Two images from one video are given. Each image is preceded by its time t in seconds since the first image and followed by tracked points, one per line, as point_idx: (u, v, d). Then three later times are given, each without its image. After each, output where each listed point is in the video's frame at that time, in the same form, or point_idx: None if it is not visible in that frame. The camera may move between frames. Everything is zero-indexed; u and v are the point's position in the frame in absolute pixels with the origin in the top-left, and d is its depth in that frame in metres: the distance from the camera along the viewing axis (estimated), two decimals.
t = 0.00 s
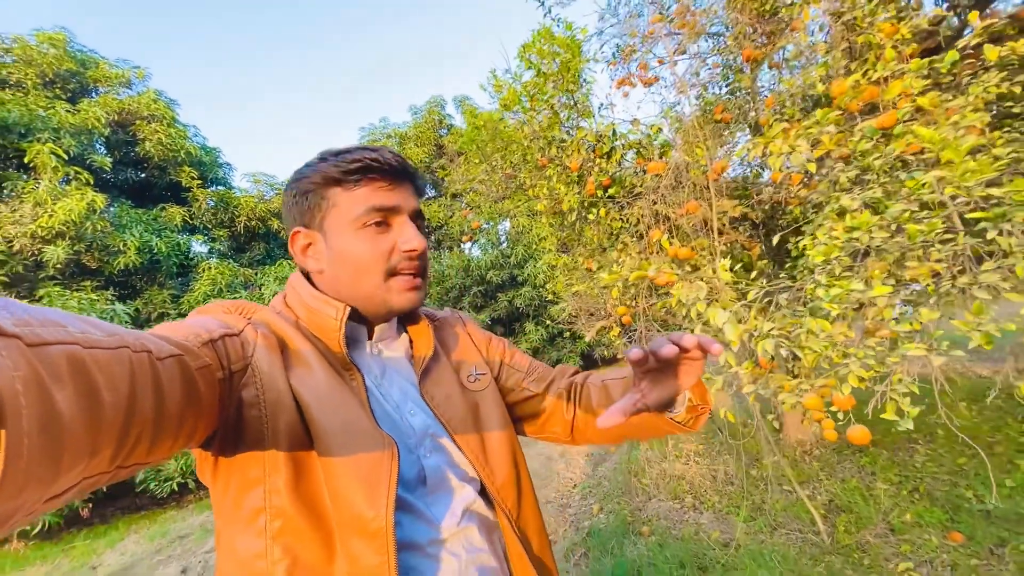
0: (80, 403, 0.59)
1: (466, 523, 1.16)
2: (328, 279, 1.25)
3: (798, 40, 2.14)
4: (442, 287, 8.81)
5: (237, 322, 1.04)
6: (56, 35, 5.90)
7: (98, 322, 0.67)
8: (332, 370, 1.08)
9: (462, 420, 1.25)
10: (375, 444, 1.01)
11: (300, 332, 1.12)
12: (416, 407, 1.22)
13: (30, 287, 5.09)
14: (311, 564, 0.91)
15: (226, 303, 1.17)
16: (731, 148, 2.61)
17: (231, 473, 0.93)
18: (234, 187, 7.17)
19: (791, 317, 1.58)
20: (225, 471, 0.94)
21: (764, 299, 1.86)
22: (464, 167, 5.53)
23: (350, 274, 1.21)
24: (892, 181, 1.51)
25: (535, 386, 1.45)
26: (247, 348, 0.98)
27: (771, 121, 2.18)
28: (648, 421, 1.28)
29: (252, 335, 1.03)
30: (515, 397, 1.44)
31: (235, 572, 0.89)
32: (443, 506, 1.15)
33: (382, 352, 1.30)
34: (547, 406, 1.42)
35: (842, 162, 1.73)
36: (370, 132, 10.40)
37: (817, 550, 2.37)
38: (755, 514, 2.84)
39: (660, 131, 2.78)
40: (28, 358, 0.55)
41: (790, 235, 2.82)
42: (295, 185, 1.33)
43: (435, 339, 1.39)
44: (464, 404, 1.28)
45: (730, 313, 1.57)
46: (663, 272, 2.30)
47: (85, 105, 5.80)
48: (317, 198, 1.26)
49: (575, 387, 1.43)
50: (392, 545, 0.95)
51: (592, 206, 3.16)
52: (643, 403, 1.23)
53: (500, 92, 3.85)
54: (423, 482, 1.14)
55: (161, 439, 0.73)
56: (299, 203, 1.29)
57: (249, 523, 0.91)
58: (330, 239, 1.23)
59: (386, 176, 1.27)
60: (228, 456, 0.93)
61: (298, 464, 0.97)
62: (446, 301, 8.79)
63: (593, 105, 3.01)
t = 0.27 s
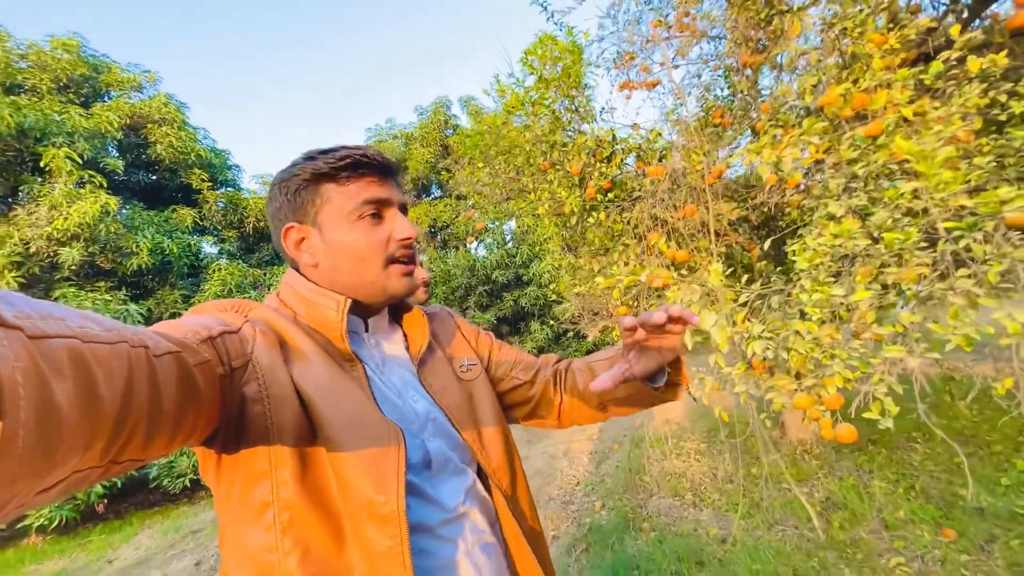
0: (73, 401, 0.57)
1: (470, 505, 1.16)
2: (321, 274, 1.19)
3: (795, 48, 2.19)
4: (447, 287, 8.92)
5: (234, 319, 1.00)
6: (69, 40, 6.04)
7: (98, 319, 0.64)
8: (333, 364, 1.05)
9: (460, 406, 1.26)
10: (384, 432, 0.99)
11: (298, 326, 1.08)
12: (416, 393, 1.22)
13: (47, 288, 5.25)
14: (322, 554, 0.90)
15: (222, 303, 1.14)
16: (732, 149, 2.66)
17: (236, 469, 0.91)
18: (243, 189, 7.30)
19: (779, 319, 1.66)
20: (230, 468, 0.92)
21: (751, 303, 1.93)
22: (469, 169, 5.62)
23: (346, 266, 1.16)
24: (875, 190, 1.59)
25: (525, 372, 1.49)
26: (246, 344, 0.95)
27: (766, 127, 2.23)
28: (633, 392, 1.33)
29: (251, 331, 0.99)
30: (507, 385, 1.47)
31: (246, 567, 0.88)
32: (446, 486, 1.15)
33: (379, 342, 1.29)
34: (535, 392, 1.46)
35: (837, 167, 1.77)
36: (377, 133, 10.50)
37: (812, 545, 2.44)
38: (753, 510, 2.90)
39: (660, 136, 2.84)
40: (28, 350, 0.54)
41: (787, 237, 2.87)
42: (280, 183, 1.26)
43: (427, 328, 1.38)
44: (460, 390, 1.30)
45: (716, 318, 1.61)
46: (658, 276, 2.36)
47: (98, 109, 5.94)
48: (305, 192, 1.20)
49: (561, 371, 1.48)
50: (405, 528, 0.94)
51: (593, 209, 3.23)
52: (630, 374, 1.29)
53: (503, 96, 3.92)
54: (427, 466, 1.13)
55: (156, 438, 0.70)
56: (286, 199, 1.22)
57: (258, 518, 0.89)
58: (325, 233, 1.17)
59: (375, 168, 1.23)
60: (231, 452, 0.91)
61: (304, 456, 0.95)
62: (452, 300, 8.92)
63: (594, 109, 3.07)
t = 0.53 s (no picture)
0: (75, 381, 0.54)
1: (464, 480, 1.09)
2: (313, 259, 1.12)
3: (795, 48, 2.21)
4: (454, 285, 8.99)
5: (220, 306, 0.93)
6: (84, 42, 6.16)
7: (92, 301, 0.61)
8: (324, 348, 0.99)
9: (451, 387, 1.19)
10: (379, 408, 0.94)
11: (286, 312, 1.02)
12: (409, 371, 1.14)
13: (62, 285, 5.39)
14: (321, 535, 0.86)
15: (200, 290, 1.06)
16: (737, 146, 2.71)
17: (228, 455, 0.86)
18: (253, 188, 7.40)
19: (777, 316, 1.71)
20: (223, 455, 0.87)
21: (750, 302, 1.96)
22: (475, 168, 5.67)
23: (341, 249, 1.10)
24: (869, 189, 1.61)
25: (508, 350, 1.48)
26: (235, 330, 0.88)
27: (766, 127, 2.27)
28: (616, 352, 1.39)
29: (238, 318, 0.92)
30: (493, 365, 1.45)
31: (246, 553, 0.84)
32: (442, 463, 1.07)
33: (368, 322, 1.21)
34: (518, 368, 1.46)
35: (836, 164, 1.80)
36: (385, 132, 10.58)
37: (813, 541, 2.48)
38: (754, 507, 2.91)
39: (662, 135, 2.86)
40: (32, 330, 0.50)
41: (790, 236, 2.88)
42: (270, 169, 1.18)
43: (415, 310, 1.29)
44: (450, 372, 1.22)
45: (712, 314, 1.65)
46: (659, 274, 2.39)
47: (112, 110, 6.06)
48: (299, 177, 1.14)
49: (545, 345, 1.49)
50: (405, 499, 0.89)
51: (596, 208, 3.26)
52: (617, 329, 1.36)
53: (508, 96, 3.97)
54: (422, 441, 1.06)
55: (148, 423, 0.66)
56: (272, 186, 1.15)
57: (253, 503, 0.85)
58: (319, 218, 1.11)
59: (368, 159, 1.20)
60: (224, 439, 0.86)
61: (298, 437, 0.89)
62: (459, 298, 9.00)
63: (598, 109, 3.10)
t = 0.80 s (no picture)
0: (37, 393, 0.54)
1: (449, 488, 1.08)
2: (316, 268, 1.06)
3: (805, 48, 2.19)
4: (464, 284, 9.02)
5: (195, 317, 0.90)
6: (101, 44, 6.28)
7: (60, 311, 0.60)
8: (303, 358, 0.96)
9: (435, 394, 1.16)
10: (357, 418, 0.92)
11: (263, 321, 0.98)
12: (390, 381, 1.11)
13: (79, 283, 5.51)
14: (299, 552, 0.83)
15: (173, 302, 1.00)
16: (748, 146, 2.70)
17: (201, 470, 0.83)
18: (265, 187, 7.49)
19: (783, 320, 1.69)
20: (196, 470, 0.83)
21: (758, 307, 1.93)
22: (484, 168, 5.68)
23: (350, 260, 1.07)
24: (878, 193, 1.59)
25: (492, 350, 1.45)
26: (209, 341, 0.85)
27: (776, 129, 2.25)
28: (601, 342, 1.44)
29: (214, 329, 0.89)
30: (477, 367, 1.42)
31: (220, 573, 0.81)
32: (425, 472, 1.05)
33: (350, 331, 1.17)
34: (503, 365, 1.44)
35: (845, 167, 1.77)
36: (395, 132, 10.63)
37: (821, 548, 2.45)
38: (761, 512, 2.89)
39: (670, 136, 2.84)
40: None
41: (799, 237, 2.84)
42: (266, 169, 1.09)
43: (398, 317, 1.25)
44: (432, 379, 1.18)
45: (715, 320, 1.68)
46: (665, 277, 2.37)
47: (127, 110, 6.17)
48: (308, 183, 1.07)
49: (529, 341, 1.48)
50: (385, 513, 0.88)
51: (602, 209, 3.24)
52: (605, 319, 1.43)
53: (516, 96, 3.97)
54: (405, 451, 1.04)
55: (112, 438, 0.64)
56: (272, 191, 1.06)
57: (228, 520, 0.81)
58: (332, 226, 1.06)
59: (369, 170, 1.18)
60: (197, 454, 0.83)
61: (276, 451, 0.86)
62: (468, 297, 9.02)
63: (606, 109, 3.09)
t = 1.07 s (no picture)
0: (25, 411, 0.55)
1: (445, 499, 1.06)
2: (309, 273, 1.05)
3: (822, 48, 2.13)
4: (476, 283, 9.05)
5: (189, 326, 0.88)
6: (124, 45, 6.42)
7: (53, 326, 0.62)
8: (300, 367, 0.94)
9: (430, 403, 1.15)
10: (354, 429, 0.91)
11: (260, 331, 0.96)
12: (387, 390, 1.10)
13: (101, 279, 5.65)
14: (295, 565, 0.82)
15: (169, 310, 0.96)
16: (764, 147, 2.66)
17: (196, 483, 0.81)
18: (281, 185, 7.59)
19: (796, 328, 1.66)
20: (191, 483, 0.82)
21: (772, 313, 1.89)
22: (497, 167, 5.69)
23: (343, 262, 1.06)
24: (896, 198, 1.55)
25: (483, 356, 1.49)
26: (204, 352, 0.84)
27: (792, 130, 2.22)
28: (565, 326, 1.43)
29: (209, 340, 0.87)
30: (469, 373, 1.46)
31: None
32: (423, 482, 1.04)
33: (347, 339, 1.16)
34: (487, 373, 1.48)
35: (862, 171, 1.74)
36: (410, 131, 10.69)
37: (833, 558, 2.41)
38: (773, 519, 2.86)
39: (683, 137, 2.81)
40: None
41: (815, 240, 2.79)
42: (253, 181, 1.08)
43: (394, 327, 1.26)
44: (427, 388, 1.18)
45: (726, 327, 1.68)
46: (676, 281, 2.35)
47: (149, 110, 6.31)
48: (297, 191, 1.07)
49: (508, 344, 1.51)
50: (383, 524, 0.87)
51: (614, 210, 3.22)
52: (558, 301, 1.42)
53: (529, 96, 3.97)
54: (403, 461, 1.02)
55: (105, 452, 0.65)
56: (261, 199, 1.05)
57: (223, 533, 0.80)
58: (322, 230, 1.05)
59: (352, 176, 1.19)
60: (192, 466, 0.81)
61: (271, 462, 0.85)
62: (480, 296, 9.05)
63: (619, 109, 3.06)
